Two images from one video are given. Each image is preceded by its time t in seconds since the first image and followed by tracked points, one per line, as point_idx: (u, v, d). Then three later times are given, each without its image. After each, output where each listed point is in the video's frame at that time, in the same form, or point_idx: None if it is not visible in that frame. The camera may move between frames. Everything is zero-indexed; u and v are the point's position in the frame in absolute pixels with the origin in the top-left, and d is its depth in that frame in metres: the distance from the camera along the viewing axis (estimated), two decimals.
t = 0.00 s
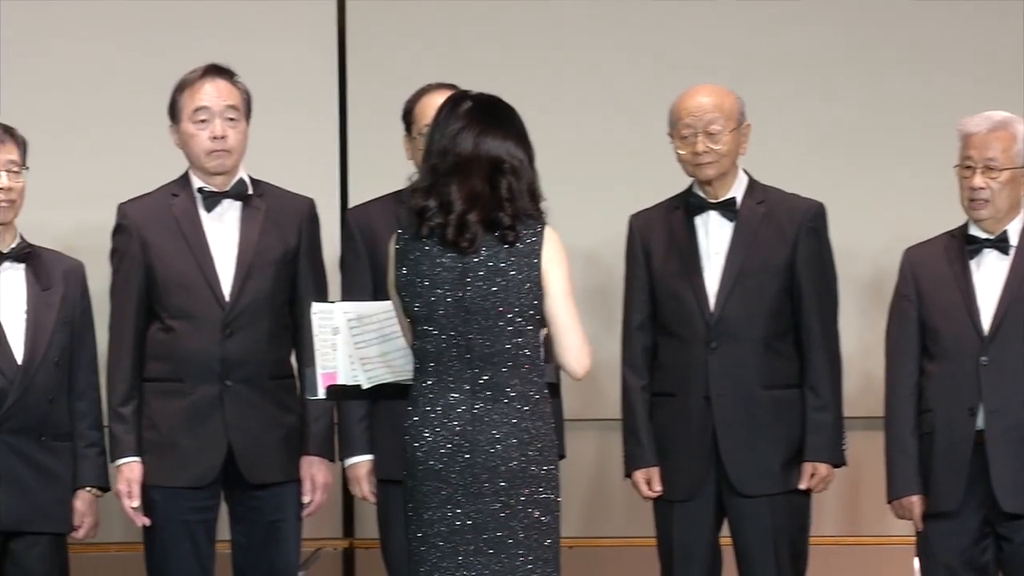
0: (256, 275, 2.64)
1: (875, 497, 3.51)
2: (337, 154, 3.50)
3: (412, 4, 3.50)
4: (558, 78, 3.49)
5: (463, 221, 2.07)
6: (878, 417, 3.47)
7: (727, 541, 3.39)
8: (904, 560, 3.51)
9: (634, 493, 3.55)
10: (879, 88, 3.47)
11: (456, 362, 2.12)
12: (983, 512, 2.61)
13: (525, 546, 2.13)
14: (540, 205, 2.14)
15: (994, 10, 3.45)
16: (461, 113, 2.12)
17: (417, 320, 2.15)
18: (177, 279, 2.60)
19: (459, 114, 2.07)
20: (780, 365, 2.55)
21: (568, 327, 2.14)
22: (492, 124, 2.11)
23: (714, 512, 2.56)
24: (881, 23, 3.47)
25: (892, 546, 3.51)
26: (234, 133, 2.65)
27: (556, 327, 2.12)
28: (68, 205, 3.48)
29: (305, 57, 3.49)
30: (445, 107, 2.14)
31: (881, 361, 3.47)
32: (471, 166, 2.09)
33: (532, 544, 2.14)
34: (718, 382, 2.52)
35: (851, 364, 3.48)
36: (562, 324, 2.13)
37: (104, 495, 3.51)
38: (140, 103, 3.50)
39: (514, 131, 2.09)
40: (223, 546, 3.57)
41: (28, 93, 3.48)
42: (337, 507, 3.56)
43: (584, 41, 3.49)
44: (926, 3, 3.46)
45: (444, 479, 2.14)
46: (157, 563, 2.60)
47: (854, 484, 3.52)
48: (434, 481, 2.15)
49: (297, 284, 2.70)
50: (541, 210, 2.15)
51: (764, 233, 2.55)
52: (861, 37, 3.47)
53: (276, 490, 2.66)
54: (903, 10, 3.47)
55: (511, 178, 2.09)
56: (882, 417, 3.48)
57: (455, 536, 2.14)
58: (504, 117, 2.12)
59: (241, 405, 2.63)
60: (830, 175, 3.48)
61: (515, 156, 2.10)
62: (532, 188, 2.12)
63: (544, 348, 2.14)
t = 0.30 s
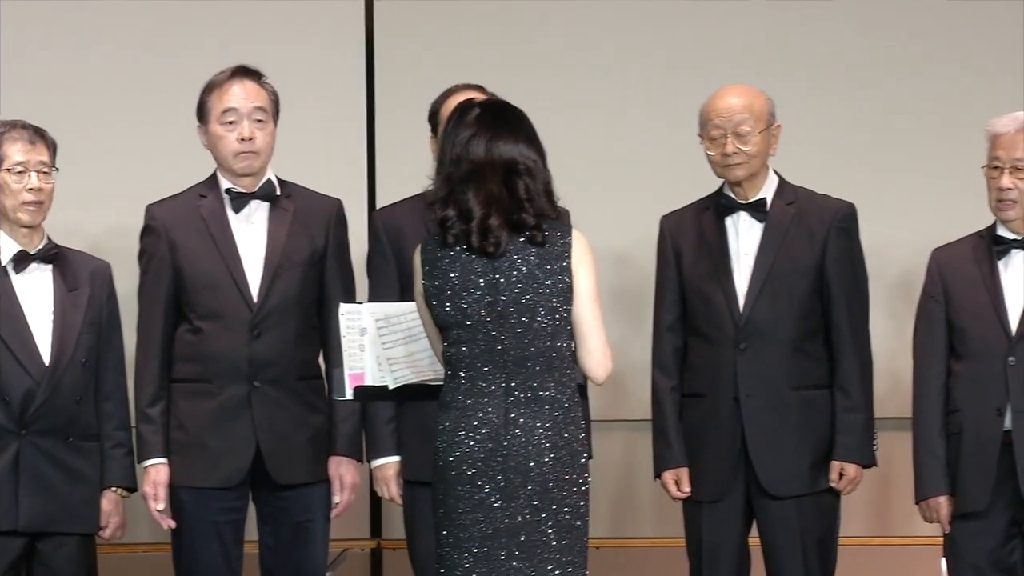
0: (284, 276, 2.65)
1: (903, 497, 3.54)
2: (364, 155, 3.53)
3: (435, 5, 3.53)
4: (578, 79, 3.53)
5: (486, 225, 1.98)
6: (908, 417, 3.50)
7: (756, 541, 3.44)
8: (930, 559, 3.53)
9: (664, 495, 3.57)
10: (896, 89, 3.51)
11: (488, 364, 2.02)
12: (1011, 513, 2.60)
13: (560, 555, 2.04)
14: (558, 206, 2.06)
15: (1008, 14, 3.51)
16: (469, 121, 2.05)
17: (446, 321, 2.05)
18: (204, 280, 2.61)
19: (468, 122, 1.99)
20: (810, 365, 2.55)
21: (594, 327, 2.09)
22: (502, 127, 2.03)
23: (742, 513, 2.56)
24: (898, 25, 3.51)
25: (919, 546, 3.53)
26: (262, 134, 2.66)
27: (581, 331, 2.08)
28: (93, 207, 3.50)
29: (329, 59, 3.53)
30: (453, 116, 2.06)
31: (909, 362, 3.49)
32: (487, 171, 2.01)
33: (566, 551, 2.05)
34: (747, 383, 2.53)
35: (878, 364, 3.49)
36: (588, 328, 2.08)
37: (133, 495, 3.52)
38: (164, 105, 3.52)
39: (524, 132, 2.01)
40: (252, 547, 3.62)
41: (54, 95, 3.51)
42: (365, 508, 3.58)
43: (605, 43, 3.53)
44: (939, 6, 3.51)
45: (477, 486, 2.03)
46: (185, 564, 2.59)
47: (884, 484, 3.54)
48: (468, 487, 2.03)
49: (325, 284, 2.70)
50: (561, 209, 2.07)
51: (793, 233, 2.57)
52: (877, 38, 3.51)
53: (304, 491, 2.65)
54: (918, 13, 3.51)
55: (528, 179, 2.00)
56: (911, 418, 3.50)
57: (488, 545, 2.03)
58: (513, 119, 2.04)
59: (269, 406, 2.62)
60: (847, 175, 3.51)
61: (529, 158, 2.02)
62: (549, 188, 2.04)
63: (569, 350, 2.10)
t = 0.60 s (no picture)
0: (296, 276, 2.65)
1: (913, 497, 3.54)
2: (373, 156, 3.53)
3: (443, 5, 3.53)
4: (585, 79, 3.52)
5: (497, 223, 1.97)
6: (917, 418, 3.50)
7: (766, 542, 3.46)
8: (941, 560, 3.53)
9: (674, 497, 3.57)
10: (903, 89, 3.51)
11: (499, 363, 2.00)
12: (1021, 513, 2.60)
13: (571, 555, 2.02)
14: (574, 207, 2.05)
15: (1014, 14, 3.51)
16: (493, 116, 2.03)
17: (456, 319, 2.04)
18: (215, 280, 2.61)
19: (492, 116, 1.98)
20: (822, 366, 2.56)
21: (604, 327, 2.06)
22: (525, 126, 2.02)
23: (754, 515, 2.56)
24: (906, 24, 3.51)
25: (930, 546, 3.53)
26: (273, 135, 2.67)
27: (592, 332, 2.05)
28: (101, 207, 3.50)
29: (336, 58, 3.53)
30: (477, 110, 2.05)
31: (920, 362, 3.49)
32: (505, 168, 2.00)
33: (576, 551, 2.03)
34: (759, 384, 2.53)
35: (888, 365, 3.49)
36: (599, 329, 2.05)
37: (142, 495, 3.52)
38: (171, 105, 3.52)
39: (548, 133, 2.00)
40: (262, 548, 3.64)
41: (63, 95, 3.51)
42: (375, 508, 3.58)
43: (612, 42, 3.52)
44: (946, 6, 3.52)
45: (487, 485, 2.01)
46: (195, 564, 2.59)
47: (895, 485, 3.55)
48: (478, 486, 2.01)
49: (336, 284, 2.71)
50: (576, 211, 2.05)
51: (806, 234, 2.57)
52: (884, 37, 3.51)
53: (315, 492, 2.65)
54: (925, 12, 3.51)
55: (544, 180, 1.99)
56: (921, 418, 3.51)
57: (498, 545, 2.01)
58: (537, 119, 2.03)
59: (280, 406, 2.62)
60: (855, 175, 3.51)
61: (549, 159, 2.01)
62: (566, 191, 2.03)
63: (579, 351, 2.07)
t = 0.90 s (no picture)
0: (300, 276, 2.66)
1: (915, 497, 3.55)
2: (375, 155, 3.53)
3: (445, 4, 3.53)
4: (587, 78, 3.53)
5: (506, 222, 1.97)
6: (918, 417, 3.51)
7: (767, 541, 3.46)
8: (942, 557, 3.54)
9: (676, 496, 3.58)
10: (904, 87, 3.51)
11: (501, 363, 2.00)
12: (1022, 513, 2.61)
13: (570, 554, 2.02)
14: (584, 208, 2.04)
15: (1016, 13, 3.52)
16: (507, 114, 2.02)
17: (461, 319, 2.04)
18: (219, 279, 2.61)
19: (506, 115, 1.98)
20: (823, 366, 2.56)
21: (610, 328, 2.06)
22: (538, 125, 2.00)
23: (755, 514, 2.56)
24: (908, 24, 3.51)
25: (932, 545, 3.54)
26: (277, 134, 2.68)
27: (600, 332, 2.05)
28: (103, 206, 3.50)
29: (338, 58, 3.53)
30: (491, 108, 2.04)
31: (921, 361, 3.50)
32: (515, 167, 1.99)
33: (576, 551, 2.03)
34: (761, 383, 2.54)
35: (890, 365, 3.49)
36: (606, 330, 2.06)
37: (145, 495, 3.53)
38: (173, 104, 3.52)
39: (561, 134, 1.99)
40: (265, 546, 3.65)
41: (65, 94, 3.51)
42: (377, 508, 3.59)
43: (614, 42, 3.53)
44: (947, 4, 3.52)
45: (488, 484, 2.01)
46: (199, 564, 2.60)
47: (896, 484, 3.55)
48: (479, 485, 2.01)
49: (339, 284, 2.72)
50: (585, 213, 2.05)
51: (809, 234, 2.58)
52: (885, 35, 3.51)
53: (318, 491, 2.66)
54: (925, 11, 3.51)
55: (554, 181, 1.98)
56: (922, 418, 3.51)
57: (498, 544, 2.01)
58: (551, 119, 2.02)
59: (283, 406, 2.63)
60: (857, 173, 3.51)
61: (560, 159, 2.00)
62: (577, 192, 2.02)
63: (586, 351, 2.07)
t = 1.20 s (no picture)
0: (300, 276, 2.66)
1: (915, 497, 3.55)
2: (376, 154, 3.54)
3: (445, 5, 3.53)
4: (586, 78, 3.52)
5: (511, 221, 1.96)
6: (918, 417, 3.50)
7: (766, 541, 3.46)
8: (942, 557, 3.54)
9: (675, 496, 3.58)
10: (904, 87, 3.51)
11: (503, 363, 1.99)
12: (1022, 513, 2.61)
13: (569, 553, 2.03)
14: (584, 207, 2.05)
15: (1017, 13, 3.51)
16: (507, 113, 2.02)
17: (460, 319, 2.02)
18: (219, 279, 2.61)
19: (508, 113, 1.97)
20: (822, 365, 2.56)
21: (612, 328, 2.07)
22: (539, 124, 2.01)
23: (754, 514, 2.56)
24: (908, 24, 3.51)
25: (932, 545, 3.54)
26: (277, 134, 2.68)
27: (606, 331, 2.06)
28: (103, 206, 3.50)
29: (338, 58, 3.53)
30: (490, 106, 2.03)
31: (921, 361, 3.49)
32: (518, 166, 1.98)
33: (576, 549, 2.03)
34: (759, 383, 2.53)
35: (890, 365, 3.49)
36: (609, 330, 2.06)
37: (144, 495, 3.54)
38: (173, 105, 3.52)
39: (562, 133, 1.99)
40: (265, 546, 3.65)
41: (66, 94, 3.52)
42: (377, 508, 3.59)
43: (614, 42, 3.52)
44: (947, 4, 3.51)
45: (489, 484, 2.00)
46: (198, 564, 2.60)
47: (896, 485, 3.55)
48: (480, 485, 2.00)
49: (339, 283, 2.72)
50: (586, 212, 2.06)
51: (807, 234, 2.58)
52: (885, 35, 3.51)
53: (317, 492, 2.66)
54: (925, 11, 3.51)
55: (557, 180, 1.98)
56: (922, 418, 3.51)
57: (498, 544, 2.00)
58: (551, 118, 2.02)
59: (282, 406, 2.63)
60: (858, 173, 3.50)
61: (561, 158, 2.01)
62: (577, 191, 2.02)
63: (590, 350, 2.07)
